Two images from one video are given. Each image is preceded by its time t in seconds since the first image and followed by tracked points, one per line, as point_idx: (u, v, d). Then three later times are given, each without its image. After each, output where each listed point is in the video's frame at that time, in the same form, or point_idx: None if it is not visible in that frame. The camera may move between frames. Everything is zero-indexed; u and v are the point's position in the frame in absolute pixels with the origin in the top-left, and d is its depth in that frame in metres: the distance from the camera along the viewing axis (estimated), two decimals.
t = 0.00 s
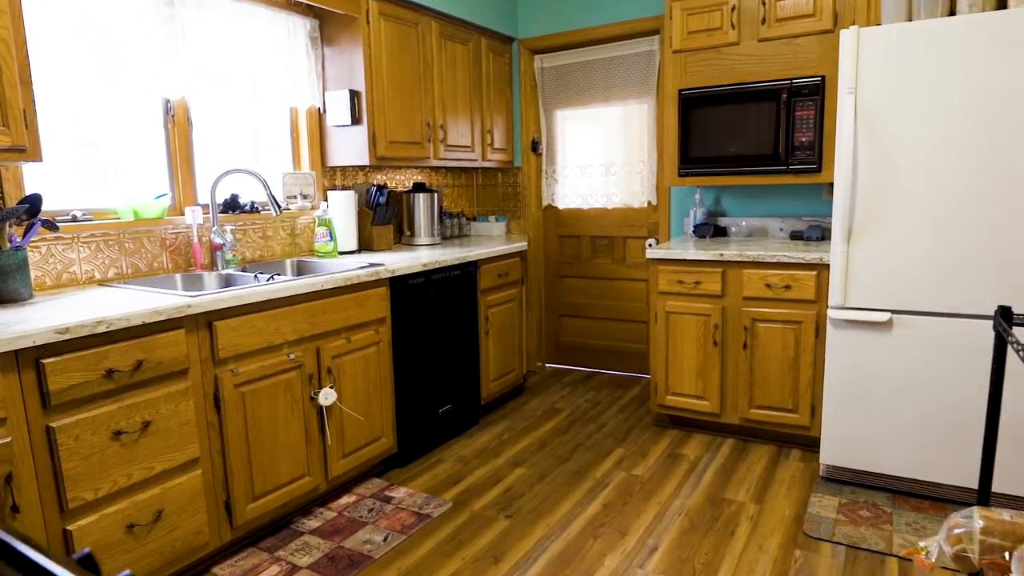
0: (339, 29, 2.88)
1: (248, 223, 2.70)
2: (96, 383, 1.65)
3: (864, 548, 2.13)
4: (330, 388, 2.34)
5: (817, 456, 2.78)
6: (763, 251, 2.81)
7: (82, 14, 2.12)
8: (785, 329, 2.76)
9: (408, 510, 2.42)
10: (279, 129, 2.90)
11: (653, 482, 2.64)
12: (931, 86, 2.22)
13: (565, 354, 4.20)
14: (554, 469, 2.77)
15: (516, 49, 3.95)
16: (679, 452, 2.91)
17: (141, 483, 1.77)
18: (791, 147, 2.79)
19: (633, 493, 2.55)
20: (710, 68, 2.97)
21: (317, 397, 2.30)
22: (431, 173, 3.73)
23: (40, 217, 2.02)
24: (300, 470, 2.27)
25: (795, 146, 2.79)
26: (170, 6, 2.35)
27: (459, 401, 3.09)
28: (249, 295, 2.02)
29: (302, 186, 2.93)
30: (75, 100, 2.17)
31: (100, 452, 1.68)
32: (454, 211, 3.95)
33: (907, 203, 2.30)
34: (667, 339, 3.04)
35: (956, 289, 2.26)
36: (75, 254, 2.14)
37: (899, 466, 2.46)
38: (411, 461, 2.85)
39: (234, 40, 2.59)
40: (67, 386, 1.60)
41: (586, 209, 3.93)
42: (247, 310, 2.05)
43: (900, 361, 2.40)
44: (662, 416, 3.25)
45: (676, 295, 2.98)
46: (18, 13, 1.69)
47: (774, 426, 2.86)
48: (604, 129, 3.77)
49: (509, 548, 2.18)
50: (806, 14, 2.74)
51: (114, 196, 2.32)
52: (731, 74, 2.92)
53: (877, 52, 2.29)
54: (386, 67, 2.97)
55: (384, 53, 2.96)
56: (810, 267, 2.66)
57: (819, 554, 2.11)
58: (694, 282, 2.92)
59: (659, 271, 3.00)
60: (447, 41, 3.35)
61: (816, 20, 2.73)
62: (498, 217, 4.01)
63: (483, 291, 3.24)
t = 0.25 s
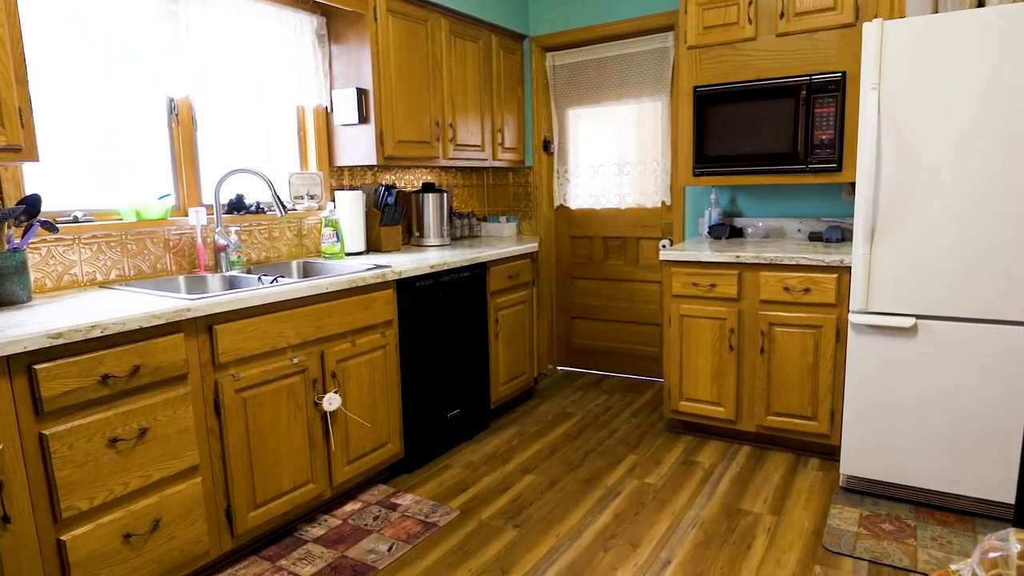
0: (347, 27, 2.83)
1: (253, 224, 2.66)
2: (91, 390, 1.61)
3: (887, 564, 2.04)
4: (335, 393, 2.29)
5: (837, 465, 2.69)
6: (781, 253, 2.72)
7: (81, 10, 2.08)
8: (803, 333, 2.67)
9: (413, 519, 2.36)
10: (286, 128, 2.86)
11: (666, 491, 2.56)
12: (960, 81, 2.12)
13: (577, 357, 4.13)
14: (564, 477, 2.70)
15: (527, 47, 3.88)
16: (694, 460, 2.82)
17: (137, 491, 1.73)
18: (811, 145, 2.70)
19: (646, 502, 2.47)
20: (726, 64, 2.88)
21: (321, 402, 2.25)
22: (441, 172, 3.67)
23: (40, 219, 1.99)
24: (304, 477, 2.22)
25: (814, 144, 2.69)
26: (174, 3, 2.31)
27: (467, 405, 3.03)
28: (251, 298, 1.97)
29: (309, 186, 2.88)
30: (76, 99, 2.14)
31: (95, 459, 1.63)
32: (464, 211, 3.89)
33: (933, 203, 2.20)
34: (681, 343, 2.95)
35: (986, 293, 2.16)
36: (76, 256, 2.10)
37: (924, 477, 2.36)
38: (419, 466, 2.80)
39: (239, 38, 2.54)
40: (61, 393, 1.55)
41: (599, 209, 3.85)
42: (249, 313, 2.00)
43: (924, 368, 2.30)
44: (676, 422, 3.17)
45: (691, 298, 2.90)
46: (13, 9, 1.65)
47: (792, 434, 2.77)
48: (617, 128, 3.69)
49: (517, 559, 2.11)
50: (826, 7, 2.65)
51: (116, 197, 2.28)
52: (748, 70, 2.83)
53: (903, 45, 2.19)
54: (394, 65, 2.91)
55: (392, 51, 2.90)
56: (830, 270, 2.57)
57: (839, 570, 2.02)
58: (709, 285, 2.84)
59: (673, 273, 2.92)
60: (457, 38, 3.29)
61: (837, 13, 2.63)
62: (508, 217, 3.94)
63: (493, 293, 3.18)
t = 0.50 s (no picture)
0: (352, 24, 2.78)
1: (256, 224, 2.61)
2: (82, 396, 1.57)
3: None
4: (336, 397, 2.24)
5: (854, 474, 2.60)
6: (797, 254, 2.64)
7: (78, 5, 2.04)
8: (820, 337, 2.58)
9: (416, 527, 2.30)
10: (289, 127, 2.81)
11: (677, 499, 2.48)
12: (987, 74, 2.02)
13: (587, 359, 4.06)
14: (572, 484, 2.63)
15: (537, 44, 3.81)
16: (706, 467, 2.75)
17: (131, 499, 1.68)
18: (828, 143, 2.61)
19: (656, 511, 2.40)
20: (740, 60, 2.79)
21: (322, 407, 2.19)
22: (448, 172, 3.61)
23: (36, 219, 1.95)
24: (305, 483, 2.17)
25: (832, 142, 2.61)
26: None
27: (474, 409, 2.97)
28: (249, 301, 1.92)
29: (313, 186, 2.83)
30: (74, 97, 2.10)
31: (86, 467, 1.59)
32: (472, 211, 3.84)
33: (957, 203, 2.11)
34: (693, 347, 2.88)
35: (1013, 296, 2.07)
36: (74, 257, 2.07)
37: (947, 488, 2.26)
38: (424, 471, 2.74)
39: (242, 35, 2.50)
40: (51, 398, 1.51)
41: (610, 209, 3.78)
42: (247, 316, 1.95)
43: (947, 375, 2.21)
44: (687, 427, 3.09)
45: (703, 301, 2.82)
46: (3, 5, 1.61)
47: (808, 440, 2.68)
48: (628, 126, 3.62)
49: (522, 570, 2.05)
50: None
51: (116, 197, 2.24)
52: (763, 65, 2.75)
53: (926, 37, 2.09)
54: (400, 63, 2.86)
55: (397, 48, 2.84)
56: (849, 272, 2.49)
57: None
58: (722, 287, 2.76)
59: (685, 275, 2.84)
60: (464, 35, 3.23)
61: (856, 6, 2.54)
62: (517, 217, 3.88)
63: (501, 295, 3.11)
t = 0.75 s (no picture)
0: (354, 20, 2.73)
1: (256, 224, 2.57)
2: (70, 401, 1.53)
3: None
4: (335, 402, 2.19)
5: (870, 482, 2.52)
6: (811, 255, 2.56)
7: None
8: (834, 341, 2.50)
9: (417, 534, 2.25)
10: (291, 125, 2.77)
11: (686, 507, 2.41)
12: (1012, 66, 1.93)
13: (595, 361, 3.99)
14: (578, 490, 2.57)
15: (543, 40, 3.75)
16: (716, 473, 2.67)
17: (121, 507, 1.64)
18: (843, 140, 2.53)
19: (664, 520, 2.33)
20: (752, 55, 2.72)
21: (320, 411, 2.14)
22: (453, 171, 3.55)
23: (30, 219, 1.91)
24: (303, 489, 2.12)
25: (847, 139, 2.53)
26: None
27: (478, 413, 2.91)
28: (244, 303, 1.87)
29: (315, 185, 2.79)
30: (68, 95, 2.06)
31: (75, 474, 1.55)
32: (478, 210, 3.78)
33: (980, 201, 2.02)
34: (702, 350, 2.80)
35: None
36: (69, 257, 2.03)
37: (967, 498, 2.18)
38: (427, 476, 2.69)
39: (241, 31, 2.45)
40: (37, 404, 1.47)
41: (618, 208, 3.71)
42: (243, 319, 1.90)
43: (967, 381, 2.13)
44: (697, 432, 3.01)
45: (714, 303, 2.74)
46: None
47: (822, 447, 2.61)
48: (637, 123, 3.54)
49: None
50: None
51: (112, 196, 2.20)
52: (776, 60, 2.67)
53: (948, 28, 2.00)
54: (403, 59, 2.81)
55: (400, 44, 2.79)
56: (864, 274, 2.40)
57: None
58: (733, 289, 2.68)
59: (694, 276, 2.77)
60: (469, 31, 3.17)
61: None
62: (524, 217, 3.82)
63: (506, 296, 3.05)
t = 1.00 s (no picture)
0: (353, 15, 2.67)
1: (253, 223, 2.52)
2: (54, 406, 1.48)
3: None
4: (332, 406, 2.13)
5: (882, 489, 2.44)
6: (822, 255, 2.48)
7: None
8: (846, 344, 2.43)
9: (415, 542, 2.19)
10: (289, 123, 2.72)
11: (693, 515, 2.35)
12: None
13: (600, 363, 3.92)
14: (581, 496, 2.50)
15: (548, 36, 3.68)
16: (723, 479, 2.60)
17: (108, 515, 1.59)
18: (855, 137, 2.46)
19: (670, 528, 2.26)
20: (762, 50, 2.64)
21: (316, 415, 2.09)
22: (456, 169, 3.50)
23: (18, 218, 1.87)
24: (298, 496, 2.06)
25: (860, 136, 2.45)
26: None
27: (480, 416, 2.85)
28: (237, 305, 1.82)
29: (314, 184, 2.74)
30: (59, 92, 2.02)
31: (58, 482, 1.50)
32: (481, 209, 3.72)
33: (1000, 199, 1.94)
34: (710, 353, 2.73)
35: None
36: (60, 258, 1.98)
37: (984, 508, 2.10)
38: (427, 481, 2.63)
39: (238, 27, 2.40)
40: (19, 410, 1.42)
41: (624, 207, 3.64)
42: (236, 322, 1.85)
43: (985, 386, 2.05)
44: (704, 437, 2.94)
45: (722, 304, 2.67)
46: None
47: (833, 453, 2.53)
48: (644, 121, 3.47)
49: None
50: None
51: (105, 196, 2.16)
52: (787, 55, 2.59)
53: (968, 20, 1.92)
54: (403, 55, 2.75)
55: (400, 39, 2.73)
56: (878, 275, 2.33)
57: None
58: (742, 290, 2.61)
59: (702, 277, 2.70)
60: (472, 27, 3.11)
61: None
62: (528, 216, 3.76)
63: (509, 296, 2.99)
